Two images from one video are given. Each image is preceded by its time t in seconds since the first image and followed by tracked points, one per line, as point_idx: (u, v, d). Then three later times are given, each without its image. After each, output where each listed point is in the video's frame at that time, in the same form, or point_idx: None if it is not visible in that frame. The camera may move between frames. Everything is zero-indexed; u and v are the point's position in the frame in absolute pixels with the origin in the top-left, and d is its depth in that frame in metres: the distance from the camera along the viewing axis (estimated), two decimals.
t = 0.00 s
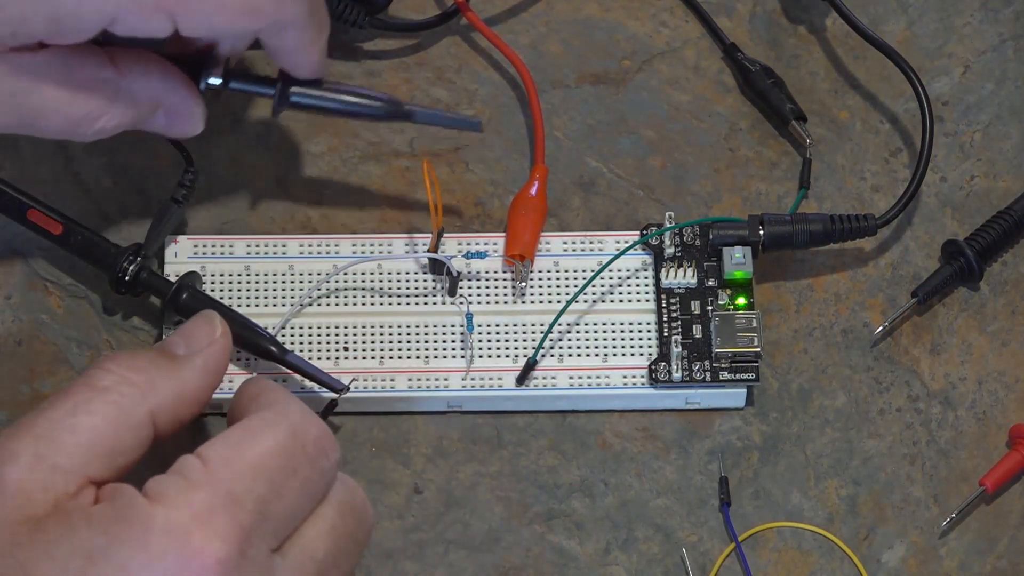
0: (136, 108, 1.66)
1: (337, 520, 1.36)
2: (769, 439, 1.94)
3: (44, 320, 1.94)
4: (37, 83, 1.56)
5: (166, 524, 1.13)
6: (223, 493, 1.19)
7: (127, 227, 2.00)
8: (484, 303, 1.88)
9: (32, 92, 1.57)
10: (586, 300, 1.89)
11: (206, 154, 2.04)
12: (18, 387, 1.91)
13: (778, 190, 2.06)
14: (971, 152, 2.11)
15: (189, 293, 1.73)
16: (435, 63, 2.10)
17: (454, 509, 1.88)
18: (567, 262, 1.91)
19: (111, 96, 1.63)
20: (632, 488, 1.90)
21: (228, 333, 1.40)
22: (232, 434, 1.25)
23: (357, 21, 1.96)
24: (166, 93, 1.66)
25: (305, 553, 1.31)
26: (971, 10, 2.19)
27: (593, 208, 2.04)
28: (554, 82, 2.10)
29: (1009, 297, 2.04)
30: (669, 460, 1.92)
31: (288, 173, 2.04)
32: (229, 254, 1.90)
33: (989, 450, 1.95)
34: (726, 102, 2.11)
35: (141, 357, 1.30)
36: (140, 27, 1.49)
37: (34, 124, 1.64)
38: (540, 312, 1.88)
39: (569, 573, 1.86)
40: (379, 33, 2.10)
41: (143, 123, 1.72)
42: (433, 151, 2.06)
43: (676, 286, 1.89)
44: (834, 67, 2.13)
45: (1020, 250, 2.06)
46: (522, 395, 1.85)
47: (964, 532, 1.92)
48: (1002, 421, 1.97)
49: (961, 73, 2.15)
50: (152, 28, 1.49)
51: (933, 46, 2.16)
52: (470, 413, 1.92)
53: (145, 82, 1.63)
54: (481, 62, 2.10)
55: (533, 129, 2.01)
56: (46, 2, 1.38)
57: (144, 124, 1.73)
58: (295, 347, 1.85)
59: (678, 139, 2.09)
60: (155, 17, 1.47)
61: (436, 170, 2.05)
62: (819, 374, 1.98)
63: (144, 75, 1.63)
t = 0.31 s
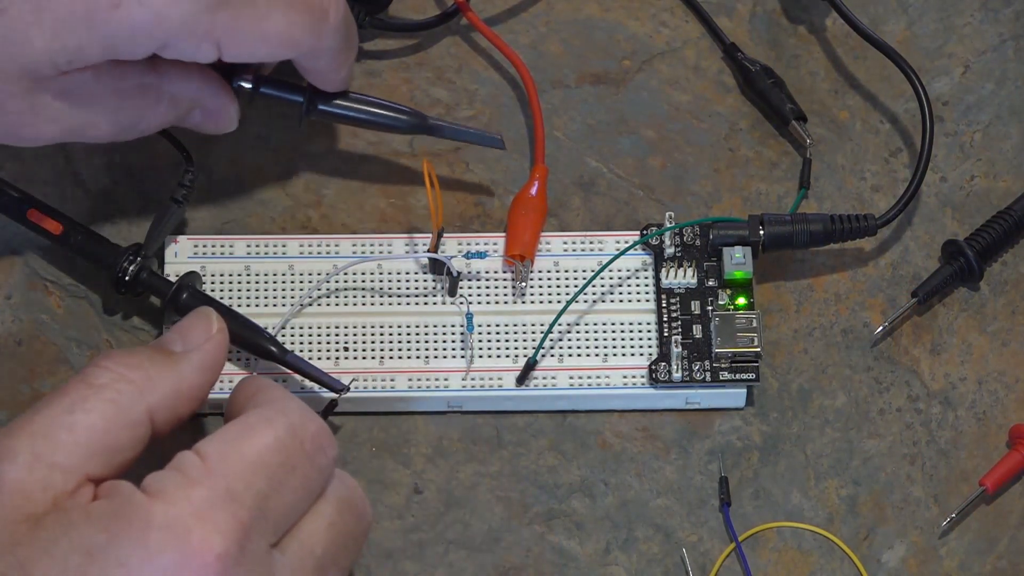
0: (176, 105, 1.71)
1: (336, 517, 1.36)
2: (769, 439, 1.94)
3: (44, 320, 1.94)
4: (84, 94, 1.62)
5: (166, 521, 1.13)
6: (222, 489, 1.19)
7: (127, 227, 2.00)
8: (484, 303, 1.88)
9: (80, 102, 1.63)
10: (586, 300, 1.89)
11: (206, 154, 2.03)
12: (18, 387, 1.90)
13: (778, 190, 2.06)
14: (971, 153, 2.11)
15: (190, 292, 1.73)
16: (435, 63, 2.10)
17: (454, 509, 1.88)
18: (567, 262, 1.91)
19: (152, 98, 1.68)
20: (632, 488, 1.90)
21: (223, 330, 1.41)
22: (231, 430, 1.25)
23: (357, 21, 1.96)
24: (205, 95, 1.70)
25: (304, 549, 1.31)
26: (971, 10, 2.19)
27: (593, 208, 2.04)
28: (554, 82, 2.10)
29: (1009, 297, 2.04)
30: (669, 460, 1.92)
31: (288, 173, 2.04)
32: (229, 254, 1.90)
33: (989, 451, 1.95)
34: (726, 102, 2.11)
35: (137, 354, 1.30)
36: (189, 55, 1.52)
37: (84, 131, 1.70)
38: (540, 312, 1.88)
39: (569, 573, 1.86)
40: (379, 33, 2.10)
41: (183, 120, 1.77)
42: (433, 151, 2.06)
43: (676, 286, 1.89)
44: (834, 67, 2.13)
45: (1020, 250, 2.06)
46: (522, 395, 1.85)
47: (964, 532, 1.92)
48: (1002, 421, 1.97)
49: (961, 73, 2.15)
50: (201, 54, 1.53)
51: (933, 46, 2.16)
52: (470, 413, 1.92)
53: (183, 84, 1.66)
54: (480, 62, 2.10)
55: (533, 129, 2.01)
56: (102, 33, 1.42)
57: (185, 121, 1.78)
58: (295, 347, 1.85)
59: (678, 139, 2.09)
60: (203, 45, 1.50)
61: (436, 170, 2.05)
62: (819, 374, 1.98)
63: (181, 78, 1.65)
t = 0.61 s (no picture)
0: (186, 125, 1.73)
1: (335, 518, 1.36)
2: (769, 439, 1.94)
3: (44, 320, 1.95)
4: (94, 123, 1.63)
5: (166, 520, 1.13)
6: (221, 488, 1.19)
7: (127, 227, 2.00)
8: (484, 303, 1.88)
9: (91, 129, 1.65)
10: (586, 300, 1.89)
11: (207, 154, 2.04)
12: (18, 387, 1.91)
13: (778, 190, 2.06)
14: (972, 152, 2.11)
15: (187, 294, 1.73)
16: (435, 63, 2.10)
17: (454, 509, 1.88)
18: (567, 262, 1.91)
19: (162, 119, 1.69)
20: (632, 488, 1.90)
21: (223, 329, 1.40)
22: (231, 429, 1.25)
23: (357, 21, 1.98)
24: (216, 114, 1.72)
25: (305, 548, 1.32)
26: (971, 10, 2.19)
27: (593, 208, 2.04)
28: (554, 82, 2.10)
29: (1009, 297, 2.04)
30: (669, 460, 1.92)
31: (288, 173, 2.04)
32: (229, 254, 1.90)
33: (989, 450, 1.95)
34: (726, 102, 2.11)
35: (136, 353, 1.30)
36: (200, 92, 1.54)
37: (96, 150, 1.72)
38: (540, 312, 1.88)
39: (569, 573, 1.86)
40: (379, 33, 2.10)
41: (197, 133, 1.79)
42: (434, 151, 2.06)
43: (676, 286, 1.89)
44: (834, 67, 2.13)
45: (1020, 250, 2.06)
46: (522, 395, 1.85)
47: (964, 532, 1.92)
48: (1002, 421, 1.97)
49: (961, 72, 2.15)
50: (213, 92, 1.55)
51: (933, 46, 2.16)
52: (470, 413, 1.92)
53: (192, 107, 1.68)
54: (480, 62, 2.10)
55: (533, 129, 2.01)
56: (109, 73, 1.42)
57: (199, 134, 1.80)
58: (296, 347, 1.85)
59: (678, 139, 2.09)
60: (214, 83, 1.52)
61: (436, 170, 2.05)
62: (819, 374, 1.98)
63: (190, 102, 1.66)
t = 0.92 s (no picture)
0: (116, 107, 1.38)
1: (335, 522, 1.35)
2: (770, 439, 1.94)
3: (44, 320, 1.94)
4: None
5: (166, 522, 1.13)
6: (221, 488, 1.19)
7: (127, 227, 2.00)
8: (485, 303, 1.88)
9: None
10: (586, 300, 1.89)
11: (207, 154, 2.04)
12: (18, 387, 1.90)
13: (778, 190, 2.06)
14: (971, 153, 2.11)
15: (189, 292, 1.73)
16: (435, 63, 2.10)
17: (454, 508, 1.88)
18: (567, 262, 1.91)
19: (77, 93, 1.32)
20: (632, 488, 1.90)
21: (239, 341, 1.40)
22: (231, 430, 1.25)
23: (357, 22, 1.98)
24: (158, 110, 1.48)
25: (306, 549, 1.31)
26: (971, 10, 2.19)
27: (593, 208, 2.04)
28: (554, 82, 2.10)
29: (1009, 297, 2.04)
30: (669, 460, 1.92)
31: (288, 172, 2.04)
32: (229, 254, 1.90)
33: (989, 450, 1.95)
34: (726, 102, 2.11)
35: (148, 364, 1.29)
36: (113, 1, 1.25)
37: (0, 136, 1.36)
38: (540, 312, 1.88)
39: (569, 573, 1.86)
40: (379, 33, 2.10)
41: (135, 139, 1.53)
42: (433, 151, 2.06)
43: (676, 286, 1.89)
44: (834, 67, 2.13)
45: (1020, 250, 2.06)
46: (522, 395, 1.85)
47: (964, 532, 1.92)
48: (1002, 421, 1.97)
49: (961, 73, 2.15)
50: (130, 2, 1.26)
51: (933, 46, 2.16)
52: (469, 413, 1.92)
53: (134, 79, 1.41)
54: (480, 62, 2.10)
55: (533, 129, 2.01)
56: None
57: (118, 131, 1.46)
58: (296, 347, 1.85)
59: (678, 139, 2.09)
60: None
61: (436, 170, 2.05)
62: (819, 374, 1.98)
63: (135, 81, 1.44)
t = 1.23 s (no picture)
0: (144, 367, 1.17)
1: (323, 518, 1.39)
2: (769, 439, 1.94)
3: (44, 319, 1.95)
4: None
5: None
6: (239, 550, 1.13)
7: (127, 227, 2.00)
8: (485, 303, 1.88)
9: None
10: (586, 300, 1.89)
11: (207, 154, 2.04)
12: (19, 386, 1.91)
13: (778, 190, 2.06)
14: (971, 153, 2.11)
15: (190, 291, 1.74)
16: (435, 63, 2.10)
17: (454, 508, 1.88)
18: (567, 262, 1.91)
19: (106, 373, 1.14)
20: (632, 488, 1.90)
21: (288, 378, 1.33)
22: (250, 481, 1.17)
23: (357, 22, 1.99)
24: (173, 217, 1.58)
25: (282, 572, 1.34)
26: (971, 10, 2.19)
27: (593, 208, 2.04)
28: (554, 82, 2.10)
29: (1009, 297, 2.04)
30: (669, 460, 1.92)
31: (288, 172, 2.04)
32: (229, 254, 1.90)
33: (989, 450, 1.95)
34: (726, 102, 2.11)
35: (149, 390, 1.13)
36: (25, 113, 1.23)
37: None
38: (540, 312, 1.88)
39: (569, 573, 1.86)
40: (379, 33, 2.11)
41: (101, 283, 1.47)
42: (433, 151, 2.06)
43: (676, 286, 1.89)
44: (834, 67, 2.13)
45: (1020, 250, 2.05)
46: (522, 395, 1.85)
47: (964, 532, 1.92)
48: (1002, 421, 1.97)
49: (961, 73, 2.15)
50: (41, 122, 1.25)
51: (933, 46, 2.16)
52: (469, 413, 1.92)
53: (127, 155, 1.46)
54: (480, 62, 2.10)
55: (533, 128, 2.01)
56: None
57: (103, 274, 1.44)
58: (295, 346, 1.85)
59: (678, 139, 2.09)
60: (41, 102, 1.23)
61: (437, 170, 2.05)
62: (819, 374, 1.98)
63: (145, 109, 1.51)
